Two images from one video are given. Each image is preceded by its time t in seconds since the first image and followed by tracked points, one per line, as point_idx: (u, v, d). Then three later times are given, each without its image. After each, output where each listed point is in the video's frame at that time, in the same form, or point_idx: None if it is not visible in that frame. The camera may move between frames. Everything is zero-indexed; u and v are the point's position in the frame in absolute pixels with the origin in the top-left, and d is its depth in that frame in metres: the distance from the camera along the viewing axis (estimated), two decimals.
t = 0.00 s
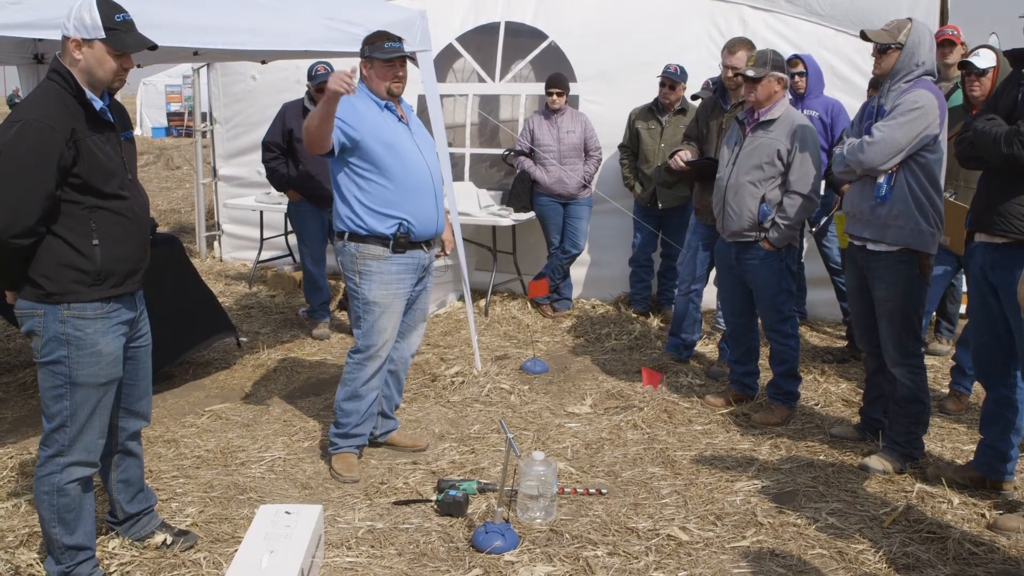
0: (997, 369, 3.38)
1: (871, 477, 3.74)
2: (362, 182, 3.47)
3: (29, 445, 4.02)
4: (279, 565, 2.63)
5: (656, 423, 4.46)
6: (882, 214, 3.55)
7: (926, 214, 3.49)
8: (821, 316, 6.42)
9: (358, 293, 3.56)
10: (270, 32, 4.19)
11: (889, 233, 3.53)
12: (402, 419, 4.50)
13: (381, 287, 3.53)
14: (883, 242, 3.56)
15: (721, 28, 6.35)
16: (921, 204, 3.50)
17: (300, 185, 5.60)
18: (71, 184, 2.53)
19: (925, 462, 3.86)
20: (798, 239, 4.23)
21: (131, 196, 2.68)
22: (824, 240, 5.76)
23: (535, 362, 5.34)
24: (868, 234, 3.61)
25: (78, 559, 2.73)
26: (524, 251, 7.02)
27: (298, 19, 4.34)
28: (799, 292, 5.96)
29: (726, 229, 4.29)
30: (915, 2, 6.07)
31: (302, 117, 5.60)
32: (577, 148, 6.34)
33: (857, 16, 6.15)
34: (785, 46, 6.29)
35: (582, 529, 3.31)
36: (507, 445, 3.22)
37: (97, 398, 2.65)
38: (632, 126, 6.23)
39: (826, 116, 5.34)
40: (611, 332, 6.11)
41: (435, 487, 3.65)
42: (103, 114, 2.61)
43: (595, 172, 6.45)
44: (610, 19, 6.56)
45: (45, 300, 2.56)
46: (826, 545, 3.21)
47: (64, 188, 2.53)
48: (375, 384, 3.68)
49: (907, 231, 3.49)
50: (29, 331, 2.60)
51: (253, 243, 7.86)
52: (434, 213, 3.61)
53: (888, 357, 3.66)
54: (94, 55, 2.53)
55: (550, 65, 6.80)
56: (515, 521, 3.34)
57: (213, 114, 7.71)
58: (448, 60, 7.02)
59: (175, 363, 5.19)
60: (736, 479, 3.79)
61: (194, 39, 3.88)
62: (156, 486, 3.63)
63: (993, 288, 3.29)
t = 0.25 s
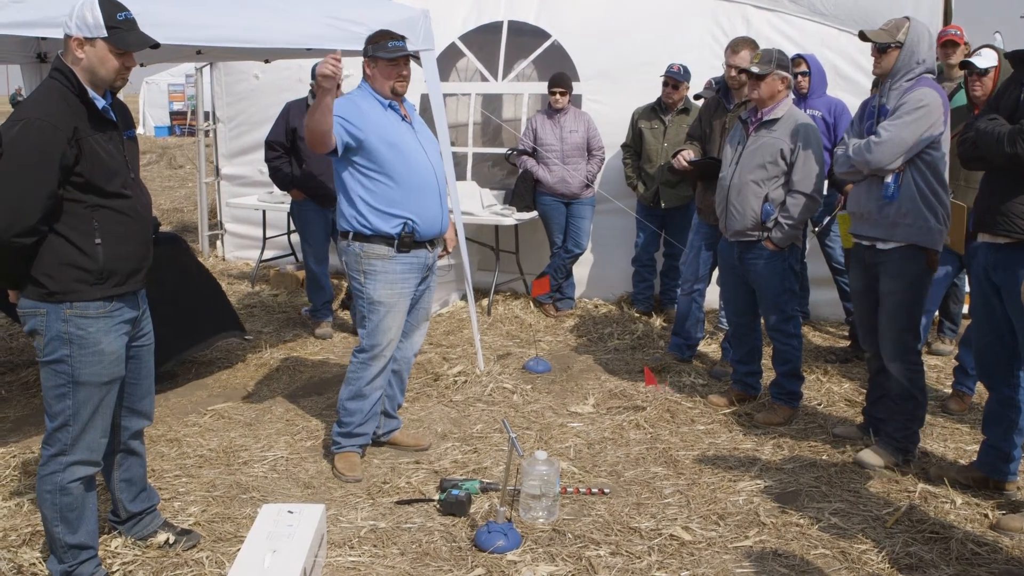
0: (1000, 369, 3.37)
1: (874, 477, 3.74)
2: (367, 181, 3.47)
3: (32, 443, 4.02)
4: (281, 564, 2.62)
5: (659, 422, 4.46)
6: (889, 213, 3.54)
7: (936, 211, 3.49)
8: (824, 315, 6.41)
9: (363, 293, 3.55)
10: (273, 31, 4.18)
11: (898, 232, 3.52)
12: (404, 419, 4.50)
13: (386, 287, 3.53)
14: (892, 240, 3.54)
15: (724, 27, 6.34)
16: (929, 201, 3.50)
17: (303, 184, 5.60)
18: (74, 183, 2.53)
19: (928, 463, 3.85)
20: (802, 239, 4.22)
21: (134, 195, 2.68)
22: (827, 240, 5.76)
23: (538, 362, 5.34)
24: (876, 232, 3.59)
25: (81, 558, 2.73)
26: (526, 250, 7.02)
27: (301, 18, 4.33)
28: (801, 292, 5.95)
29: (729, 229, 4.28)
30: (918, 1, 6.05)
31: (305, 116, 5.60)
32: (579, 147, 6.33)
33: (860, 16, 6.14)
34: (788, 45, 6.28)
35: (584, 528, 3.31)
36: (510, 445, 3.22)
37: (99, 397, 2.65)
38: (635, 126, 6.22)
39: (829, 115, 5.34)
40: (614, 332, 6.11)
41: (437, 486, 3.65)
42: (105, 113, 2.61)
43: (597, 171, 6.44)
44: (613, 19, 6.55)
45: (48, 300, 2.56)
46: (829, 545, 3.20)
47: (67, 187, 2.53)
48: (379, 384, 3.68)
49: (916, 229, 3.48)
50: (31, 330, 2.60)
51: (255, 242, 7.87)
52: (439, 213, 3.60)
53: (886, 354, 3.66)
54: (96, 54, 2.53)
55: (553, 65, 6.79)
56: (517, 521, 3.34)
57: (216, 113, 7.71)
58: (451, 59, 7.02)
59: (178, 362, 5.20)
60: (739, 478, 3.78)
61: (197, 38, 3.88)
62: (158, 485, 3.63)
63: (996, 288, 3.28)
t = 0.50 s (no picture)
0: (1000, 369, 3.37)
1: (875, 476, 3.73)
2: (368, 181, 3.47)
3: (33, 443, 4.03)
4: (283, 564, 2.63)
5: (660, 421, 4.46)
6: (889, 211, 3.53)
7: (935, 210, 3.49)
8: (825, 315, 6.40)
9: (363, 292, 3.56)
10: (274, 31, 4.18)
11: (897, 230, 3.51)
12: (405, 418, 4.51)
13: (386, 286, 3.53)
14: (891, 240, 3.54)
15: (725, 26, 6.34)
16: (928, 201, 3.49)
17: (305, 184, 5.60)
18: (74, 183, 2.53)
19: (929, 462, 3.85)
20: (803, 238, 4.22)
21: (134, 194, 2.69)
22: (828, 239, 5.75)
23: (539, 361, 5.34)
24: (875, 231, 3.59)
25: (82, 557, 2.73)
26: (527, 249, 7.02)
27: (301, 17, 4.33)
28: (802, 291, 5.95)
29: (730, 227, 4.27)
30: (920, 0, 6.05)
31: (307, 116, 5.60)
32: (580, 146, 6.33)
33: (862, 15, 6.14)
34: (789, 44, 6.27)
35: (586, 527, 3.31)
36: (511, 443, 3.22)
37: (100, 397, 2.65)
38: (636, 125, 6.22)
39: (831, 114, 5.34)
40: (615, 331, 6.11)
41: (439, 486, 3.65)
42: (105, 113, 2.62)
43: (599, 170, 6.44)
44: (614, 18, 6.55)
45: (49, 299, 2.56)
46: (831, 544, 3.20)
47: (67, 187, 2.53)
48: (380, 383, 3.68)
49: (915, 228, 3.47)
50: (33, 330, 2.60)
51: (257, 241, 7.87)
52: (440, 213, 3.61)
53: (889, 354, 3.66)
54: (97, 53, 2.53)
55: (554, 64, 6.79)
56: (519, 520, 3.34)
57: (217, 113, 7.72)
58: (452, 58, 7.02)
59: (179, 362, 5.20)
60: (740, 478, 3.78)
61: (198, 39, 3.88)
62: (159, 485, 3.63)
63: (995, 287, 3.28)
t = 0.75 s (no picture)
0: (998, 367, 3.38)
1: (875, 474, 3.74)
2: (367, 181, 3.47)
3: (34, 444, 4.03)
4: (283, 564, 2.63)
5: (660, 421, 4.46)
6: (886, 211, 3.54)
7: (932, 211, 3.49)
8: (825, 313, 6.41)
9: (363, 293, 3.56)
10: (273, 31, 4.19)
11: (894, 230, 3.52)
12: (406, 418, 4.51)
13: (386, 286, 3.53)
14: (888, 239, 3.55)
15: (724, 25, 6.34)
16: (925, 200, 3.49)
17: (304, 184, 5.60)
18: (73, 184, 2.54)
19: (929, 460, 3.85)
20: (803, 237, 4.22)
21: (133, 195, 2.69)
22: (828, 238, 5.75)
23: (539, 360, 5.34)
24: (872, 231, 3.60)
25: (83, 558, 2.73)
26: (527, 249, 7.02)
27: (301, 18, 4.33)
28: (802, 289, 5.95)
29: (729, 226, 4.27)
30: None
31: (306, 116, 5.60)
32: (580, 146, 6.33)
33: (861, 14, 6.14)
34: (789, 43, 6.27)
35: (586, 526, 3.31)
36: (511, 443, 3.22)
37: (100, 397, 2.65)
38: (635, 125, 6.22)
39: (830, 113, 5.34)
40: (616, 330, 6.11)
41: (439, 485, 3.66)
42: (104, 114, 2.62)
43: (598, 170, 6.44)
44: (613, 17, 6.55)
45: (48, 300, 2.56)
46: (831, 542, 3.21)
47: (66, 188, 2.53)
48: (381, 383, 3.68)
49: (912, 228, 3.48)
50: (32, 330, 2.61)
51: (257, 242, 7.87)
52: (439, 214, 3.61)
53: (889, 353, 3.66)
54: (95, 54, 2.53)
55: (553, 64, 6.80)
56: (519, 519, 3.34)
57: (217, 114, 7.72)
58: (451, 58, 7.02)
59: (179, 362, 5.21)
60: (740, 477, 3.78)
61: (198, 39, 3.88)
62: (160, 485, 3.63)
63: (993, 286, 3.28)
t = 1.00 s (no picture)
0: (996, 365, 3.38)
1: (874, 473, 3.74)
2: (368, 181, 3.47)
3: (34, 445, 4.04)
4: (282, 564, 2.63)
5: (659, 420, 4.46)
6: (883, 210, 3.54)
7: (929, 211, 3.49)
8: (824, 312, 6.41)
9: (365, 293, 3.55)
10: (272, 32, 4.20)
11: (891, 229, 3.52)
12: (405, 418, 4.52)
13: (389, 286, 3.53)
14: (884, 239, 3.56)
15: (723, 25, 6.35)
16: (922, 200, 3.49)
17: (303, 185, 5.60)
18: (71, 185, 2.54)
19: (928, 458, 3.86)
20: (801, 237, 4.22)
21: (130, 196, 2.69)
22: (827, 237, 5.75)
23: (538, 360, 5.35)
24: (868, 230, 3.61)
25: (82, 559, 2.74)
26: (526, 249, 7.03)
27: (300, 19, 4.33)
28: (801, 289, 5.95)
29: (729, 226, 4.28)
30: None
31: (305, 117, 5.60)
32: (579, 146, 6.34)
33: (859, 14, 6.14)
34: (787, 43, 6.28)
35: (585, 526, 3.32)
36: (510, 443, 3.22)
37: (99, 398, 2.66)
38: (633, 124, 6.22)
39: (829, 113, 5.34)
40: (615, 330, 6.12)
41: (438, 485, 3.66)
42: (101, 115, 2.62)
43: (597, 170, 6.45)
44: (611, 17, 6.55)
45: (47, 301, 2.57)
46: (829, 541, 3.21)
47: (64, 190, 2.54)
48: (383, 383, 3.68)
49: (909, 227, 3.48)
50: (31, 332, 2.61)
51: (256, 242, 7.88)
52: (438, 214, 3.63)
53: (887, 353, 3.66)
54: (92, 56, 2.54)
55: (552, 65, 6.80)
56: (518, 519, 3.34)
57: (216, 115, 7.72)
58: (450, 59, 7.02)
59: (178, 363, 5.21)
60: (739, 476, 3.79)
61: (197, 40, 3.89)
62: (159, 486, 3.64)
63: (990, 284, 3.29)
